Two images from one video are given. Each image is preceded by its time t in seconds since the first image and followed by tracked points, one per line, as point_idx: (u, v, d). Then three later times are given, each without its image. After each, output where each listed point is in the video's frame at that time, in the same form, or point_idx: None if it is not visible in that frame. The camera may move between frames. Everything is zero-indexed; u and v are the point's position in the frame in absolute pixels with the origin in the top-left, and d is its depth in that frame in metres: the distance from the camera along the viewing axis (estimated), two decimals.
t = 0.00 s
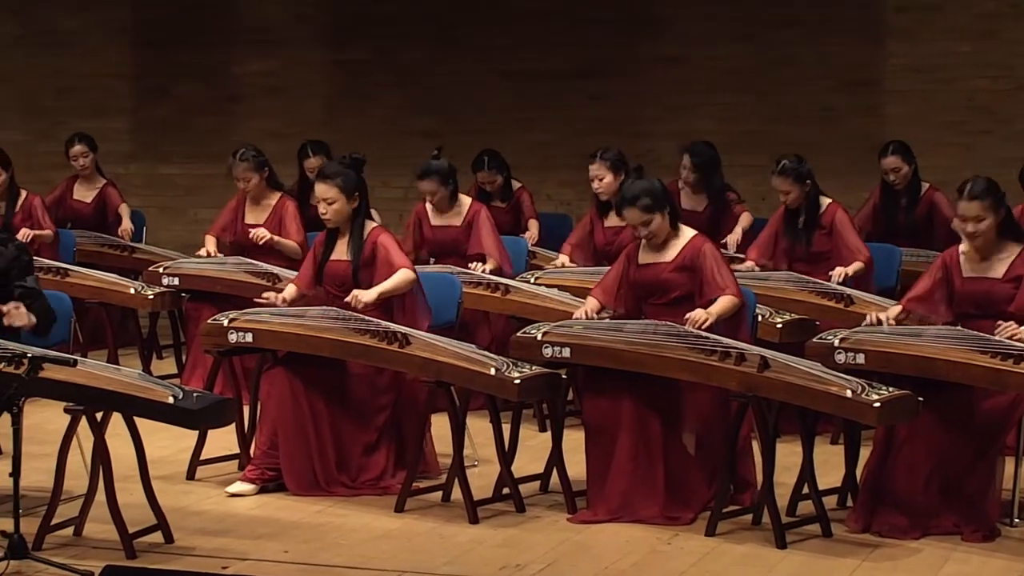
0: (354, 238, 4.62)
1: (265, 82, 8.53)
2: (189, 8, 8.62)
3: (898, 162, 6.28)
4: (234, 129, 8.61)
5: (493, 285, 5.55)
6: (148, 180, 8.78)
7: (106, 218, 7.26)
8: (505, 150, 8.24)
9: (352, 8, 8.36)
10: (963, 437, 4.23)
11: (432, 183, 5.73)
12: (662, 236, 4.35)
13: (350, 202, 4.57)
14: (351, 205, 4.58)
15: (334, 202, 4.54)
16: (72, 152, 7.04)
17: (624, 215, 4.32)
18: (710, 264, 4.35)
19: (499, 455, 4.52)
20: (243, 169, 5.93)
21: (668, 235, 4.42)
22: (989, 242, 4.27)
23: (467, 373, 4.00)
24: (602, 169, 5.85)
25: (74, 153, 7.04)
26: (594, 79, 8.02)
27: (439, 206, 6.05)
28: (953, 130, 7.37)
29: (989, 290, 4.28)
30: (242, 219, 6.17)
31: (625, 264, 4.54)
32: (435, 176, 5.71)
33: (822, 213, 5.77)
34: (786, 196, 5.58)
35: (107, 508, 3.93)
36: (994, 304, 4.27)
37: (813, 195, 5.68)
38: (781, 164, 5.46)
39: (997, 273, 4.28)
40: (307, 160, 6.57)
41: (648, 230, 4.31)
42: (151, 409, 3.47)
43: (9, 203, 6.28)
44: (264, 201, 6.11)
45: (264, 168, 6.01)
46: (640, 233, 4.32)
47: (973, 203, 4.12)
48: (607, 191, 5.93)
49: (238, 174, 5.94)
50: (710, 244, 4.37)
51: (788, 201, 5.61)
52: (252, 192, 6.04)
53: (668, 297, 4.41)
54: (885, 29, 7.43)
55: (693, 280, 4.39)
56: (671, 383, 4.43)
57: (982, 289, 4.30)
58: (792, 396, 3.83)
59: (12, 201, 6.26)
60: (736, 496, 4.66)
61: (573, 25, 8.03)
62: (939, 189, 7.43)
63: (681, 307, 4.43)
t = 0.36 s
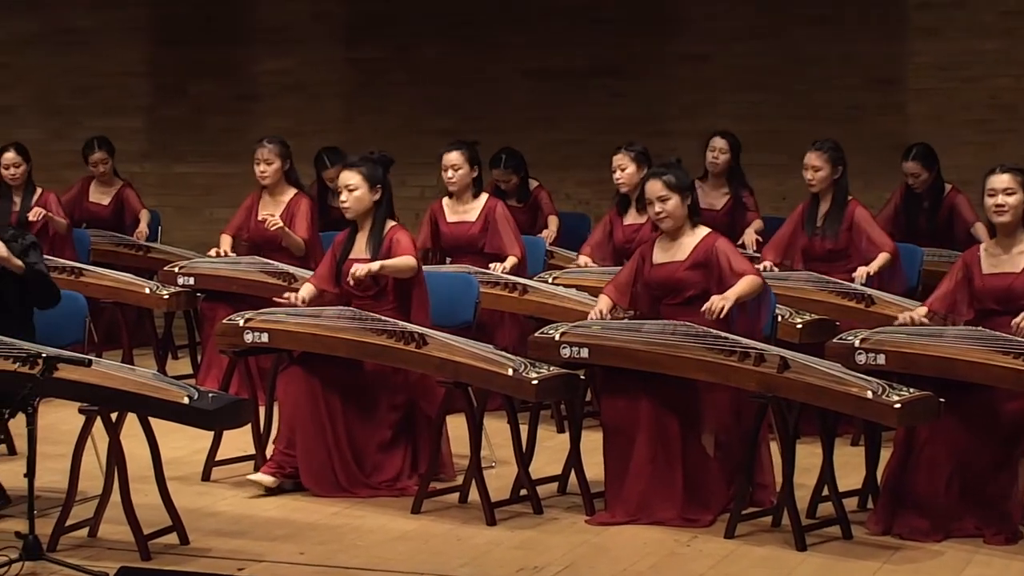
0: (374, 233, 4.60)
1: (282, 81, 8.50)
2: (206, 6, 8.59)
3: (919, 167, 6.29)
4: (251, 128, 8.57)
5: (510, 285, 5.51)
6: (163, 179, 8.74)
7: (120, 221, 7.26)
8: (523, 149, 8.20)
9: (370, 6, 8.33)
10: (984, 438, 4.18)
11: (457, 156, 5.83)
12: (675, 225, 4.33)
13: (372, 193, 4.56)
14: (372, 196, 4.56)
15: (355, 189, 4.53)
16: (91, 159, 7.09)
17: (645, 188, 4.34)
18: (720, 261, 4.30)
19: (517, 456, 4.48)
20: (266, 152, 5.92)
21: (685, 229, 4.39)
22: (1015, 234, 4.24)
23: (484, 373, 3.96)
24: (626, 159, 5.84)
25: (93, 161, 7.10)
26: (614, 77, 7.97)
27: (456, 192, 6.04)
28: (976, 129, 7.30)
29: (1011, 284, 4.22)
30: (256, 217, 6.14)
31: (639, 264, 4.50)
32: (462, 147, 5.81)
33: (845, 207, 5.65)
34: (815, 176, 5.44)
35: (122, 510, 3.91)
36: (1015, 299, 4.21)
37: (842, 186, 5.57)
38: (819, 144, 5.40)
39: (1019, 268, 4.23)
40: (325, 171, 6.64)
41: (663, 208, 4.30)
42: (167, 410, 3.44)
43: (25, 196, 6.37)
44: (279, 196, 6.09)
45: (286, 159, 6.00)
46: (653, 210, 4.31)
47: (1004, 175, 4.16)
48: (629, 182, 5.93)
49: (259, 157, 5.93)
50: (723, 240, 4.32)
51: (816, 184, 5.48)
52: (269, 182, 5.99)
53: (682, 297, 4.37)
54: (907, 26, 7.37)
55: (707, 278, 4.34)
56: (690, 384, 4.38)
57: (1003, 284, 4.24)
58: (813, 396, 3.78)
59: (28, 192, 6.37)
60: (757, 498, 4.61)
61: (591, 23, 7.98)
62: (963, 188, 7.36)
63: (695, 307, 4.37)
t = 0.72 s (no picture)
0: (394, 231, 4.57)
1: (299, 79, 8.46)
2: (223, 5, 8.57)
3: (939, 168, 6.26)
4: (268, 126, 8.54)
5: (529, 285, 5.47)
6: (179, 178, 8.71)
7: (133, 217, 7.23)
8: (541, 148, 8.15)
9: (387, 4, 8.29)
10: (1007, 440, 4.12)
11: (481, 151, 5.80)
12: (695, 219, 4.30)
13: (395, 187, 4.56)
14: (395, 191, 4.56)
15: (378, 182, 4.54)
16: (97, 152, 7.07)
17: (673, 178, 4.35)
18: (739, 258, 4.25)
19: (535, 457, 4.44)
20: (290, 146, 5.92)
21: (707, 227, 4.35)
22: None
23: (502, 373, 3.92)
24: (650, 158, 5.79)
25: (99, 155, 7.08)
26: (632, 75, 7.92)
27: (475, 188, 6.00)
28: (999, 127, 7.23)
29: None
30: (269, 215, 6.13)
31: (659, 263, 4.46)
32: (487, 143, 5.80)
33: (867, 206, 5.61)
34: (842, 165, 5.46)
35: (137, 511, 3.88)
36: None
37: (868, 184, 5.55)
38: (852, 139, 5.45)
39: None
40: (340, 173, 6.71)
41: (686, 198, 4.28)
42: (183, 411, 3.41)
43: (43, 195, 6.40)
44: (295, 192, 6.07)
45: (306, 154, 6.02)
46: (676, 199, 4.30)
47: None
48: (653, 181, 5.90)
49: (283, 148, 5.92)
50: (740, 239, 4.28)
51: (842, 175, 5.49)
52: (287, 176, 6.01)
53: (701, 297, 4.31)
54: (929, 24, 7.30)
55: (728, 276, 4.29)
56: (710, 384, 4.33)
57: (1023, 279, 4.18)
58: (834, 397, 3.73)
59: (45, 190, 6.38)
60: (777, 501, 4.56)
61: (610, 21, 7.93)
62: (986, 186, 7.29)
63: (715, 308, 4.31)
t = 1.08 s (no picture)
0: (416, 230, 4.55)
1: (316, 77, 8.43)
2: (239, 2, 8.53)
3: (955, 161, 6.21)
4: (284, 125, 8.51)
5: (547, 284, 5.43)
6: (195, 177, 8.69)
7: (148, 215, 7.22)
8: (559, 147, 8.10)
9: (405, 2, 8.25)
10: None
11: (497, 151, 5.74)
12: (717, 212, 4.26)
13: (415, 186, 4.52)
14: (416, 189, 4.52)
15: (399, 182, 4.50)
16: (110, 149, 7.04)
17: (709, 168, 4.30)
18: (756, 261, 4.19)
19: (553, 458, 4.41)
20: (304, 143, 5.86)
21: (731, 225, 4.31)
22: None
23: (521, 374, 3.89)
24: (669, 162, 5.75)
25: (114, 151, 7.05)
26: (651, 73, 7.87)
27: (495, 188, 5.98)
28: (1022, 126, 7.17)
29: None
30: (283, 211, 6.11)
31: (679, 262, 4.44)
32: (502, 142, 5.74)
33: (890, 203, 5.52)
34: (864, 167, 5.40)
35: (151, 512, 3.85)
36: None
37: (891, 180, 5.48)
38: (871, 137, 5.37)
39: None
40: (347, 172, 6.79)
41: (713, 190, 4.24)
42: (198, 411, 3.38)
43: (56, 193, 6.46)
44: (308, 189, 6.06)
45: (321, 149, 5.96)
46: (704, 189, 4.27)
47: None
48: (675, 185, 5.86)
49: (295, 146, 5.88)
50: (761, 243, 4.21)
51: (864, 175, 5.43)
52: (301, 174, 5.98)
53: (721, 297, 4.26)
54: (951, 22, 7.24)
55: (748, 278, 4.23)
56: (729, 384, 4.29)
57: None
58: (855, 398, 3.69)
59: (58, 190, 6.46)
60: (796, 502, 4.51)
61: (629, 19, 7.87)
62: (1006, 185, 7.24)
63: (734, 309, 4.26)
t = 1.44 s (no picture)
0: (433, 232, 4.51)
1: (332, 76, 8.39)
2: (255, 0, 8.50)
3: (977, 160, 6.14)
4: (301, 123, 8.48)
5: (566, 284, 5.38)
6: (212, 176, 8.68)
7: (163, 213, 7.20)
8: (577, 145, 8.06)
9: None
10: None
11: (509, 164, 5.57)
12: (737, 211, 4.19)
13: (423, 192, 4.44)
14: (425, 196, 4.45)
15: (407, 196, 4.42)
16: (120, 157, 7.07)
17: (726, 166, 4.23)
18: (778, 258, 4.15)
19: (572, 459, 4.37)
20: (309, 151, 5.82)
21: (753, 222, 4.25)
22: None
23: (540, 375, 3.86)
24: (687, 166, 5.71)
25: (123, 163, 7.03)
26: (671, 71, 7.79)
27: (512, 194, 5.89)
28: None
29: None
30: (302, 205, 6.10)
31: (700, 255, 4.38)
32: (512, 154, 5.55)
33: (910, 204, 5.48)
34: (880, 175, 5.31)
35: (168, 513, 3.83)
36: None
37: (908, 180, 5.44)
38: (880, 143, 5.27)
39: None
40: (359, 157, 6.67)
41: (730, 189, 4.18)
42: (214, 412, 3.35)
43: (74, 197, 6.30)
44: (326, 188, 6.03)
45: (327, 153, 5.92)
46: (721, 188, 4.21)
47: None
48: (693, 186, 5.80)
49: (301, 157, 5.82)
50: (780, 236, 4.17)
51: (882, 184, 5.36)
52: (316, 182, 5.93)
53: (740, 296, 4.24)
54: (974, 19, 7.15)
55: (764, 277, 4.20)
56: (750, 385, 4.24)
57: None
58: (876, 399, 3.64)
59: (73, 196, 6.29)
60: (818, 503, 4.47)
61: (648, 16, 7.81)
62: None
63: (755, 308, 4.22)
